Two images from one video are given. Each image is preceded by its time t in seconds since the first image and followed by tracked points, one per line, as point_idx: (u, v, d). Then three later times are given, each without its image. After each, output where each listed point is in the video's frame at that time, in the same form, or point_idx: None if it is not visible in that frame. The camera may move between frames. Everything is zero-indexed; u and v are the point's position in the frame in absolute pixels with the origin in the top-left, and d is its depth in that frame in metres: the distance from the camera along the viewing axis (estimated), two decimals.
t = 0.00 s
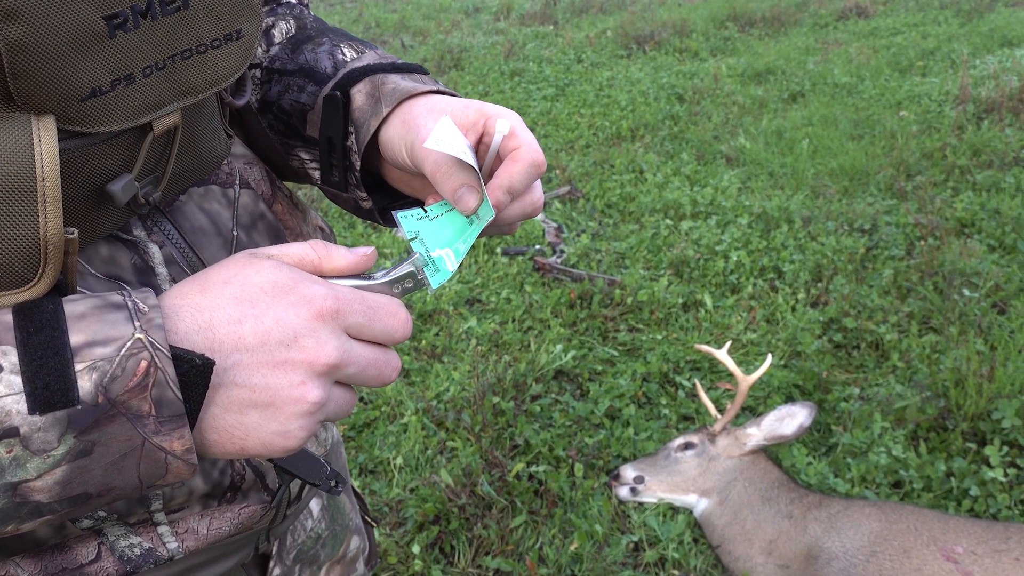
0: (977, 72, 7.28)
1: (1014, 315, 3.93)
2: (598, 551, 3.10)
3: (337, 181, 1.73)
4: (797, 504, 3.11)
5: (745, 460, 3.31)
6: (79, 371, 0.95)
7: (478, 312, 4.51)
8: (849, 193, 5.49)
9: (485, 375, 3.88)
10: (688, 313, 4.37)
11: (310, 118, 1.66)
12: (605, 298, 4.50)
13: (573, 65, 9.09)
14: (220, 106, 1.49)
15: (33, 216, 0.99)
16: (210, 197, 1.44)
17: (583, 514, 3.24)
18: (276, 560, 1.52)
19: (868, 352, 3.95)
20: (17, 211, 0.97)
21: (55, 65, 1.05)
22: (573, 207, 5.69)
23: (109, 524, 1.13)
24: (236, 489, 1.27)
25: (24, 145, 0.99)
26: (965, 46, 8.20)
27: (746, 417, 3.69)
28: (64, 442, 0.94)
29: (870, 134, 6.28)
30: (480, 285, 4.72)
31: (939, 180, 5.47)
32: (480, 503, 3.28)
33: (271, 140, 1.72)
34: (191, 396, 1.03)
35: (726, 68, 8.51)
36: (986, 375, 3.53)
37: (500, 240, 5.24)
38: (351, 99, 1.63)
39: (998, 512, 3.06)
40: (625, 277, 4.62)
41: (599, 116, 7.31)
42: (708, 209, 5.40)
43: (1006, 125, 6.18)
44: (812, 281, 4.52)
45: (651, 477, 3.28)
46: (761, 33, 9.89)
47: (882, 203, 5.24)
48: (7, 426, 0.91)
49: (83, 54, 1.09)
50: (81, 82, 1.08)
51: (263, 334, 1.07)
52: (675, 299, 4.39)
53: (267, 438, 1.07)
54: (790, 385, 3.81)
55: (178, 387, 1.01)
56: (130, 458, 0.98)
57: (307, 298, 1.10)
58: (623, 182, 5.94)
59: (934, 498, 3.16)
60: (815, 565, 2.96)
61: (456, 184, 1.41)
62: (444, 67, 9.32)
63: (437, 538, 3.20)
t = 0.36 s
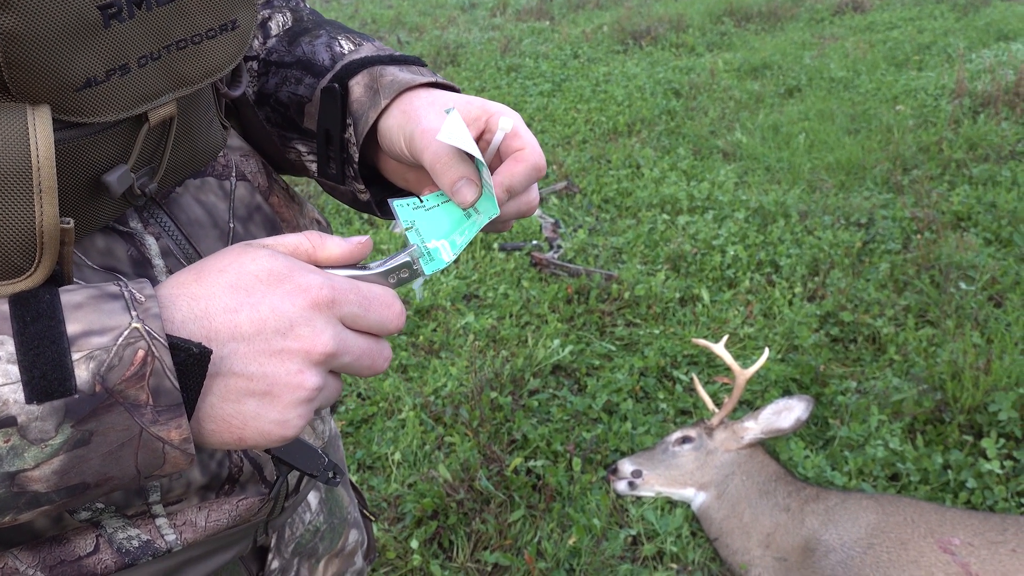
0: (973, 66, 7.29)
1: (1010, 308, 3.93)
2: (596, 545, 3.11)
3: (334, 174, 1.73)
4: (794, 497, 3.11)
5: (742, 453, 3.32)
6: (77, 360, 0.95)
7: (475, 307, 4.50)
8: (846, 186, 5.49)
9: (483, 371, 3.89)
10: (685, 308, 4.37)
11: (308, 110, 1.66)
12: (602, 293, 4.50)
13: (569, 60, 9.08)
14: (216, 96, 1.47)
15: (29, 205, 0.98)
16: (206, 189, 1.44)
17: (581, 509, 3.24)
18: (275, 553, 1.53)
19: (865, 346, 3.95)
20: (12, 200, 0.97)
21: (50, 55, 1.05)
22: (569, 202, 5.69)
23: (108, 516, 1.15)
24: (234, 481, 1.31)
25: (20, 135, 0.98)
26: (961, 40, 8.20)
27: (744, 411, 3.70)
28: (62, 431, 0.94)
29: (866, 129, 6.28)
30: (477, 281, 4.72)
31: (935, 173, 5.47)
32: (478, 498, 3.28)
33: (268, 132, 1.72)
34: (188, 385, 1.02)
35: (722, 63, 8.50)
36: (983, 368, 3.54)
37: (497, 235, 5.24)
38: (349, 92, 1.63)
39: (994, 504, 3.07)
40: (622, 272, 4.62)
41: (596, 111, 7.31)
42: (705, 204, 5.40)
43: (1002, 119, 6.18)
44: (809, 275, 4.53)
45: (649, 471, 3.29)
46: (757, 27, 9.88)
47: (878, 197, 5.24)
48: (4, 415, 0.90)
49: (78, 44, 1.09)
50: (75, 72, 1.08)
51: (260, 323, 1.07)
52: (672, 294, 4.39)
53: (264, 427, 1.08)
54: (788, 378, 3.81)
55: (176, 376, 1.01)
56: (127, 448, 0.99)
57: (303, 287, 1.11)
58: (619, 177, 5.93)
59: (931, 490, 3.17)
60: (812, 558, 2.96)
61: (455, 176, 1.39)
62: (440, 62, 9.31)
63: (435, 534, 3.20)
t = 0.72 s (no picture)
0: (970, 63, 7.29)
1: (1006, 304, 3.94)
2: (593, 542, 3.11)
3: (334, 164, 1.73)
4: (791, 493, 3.11)
5: (739, 449, 3.31)
6: (56, 357, 0.95)
7: (472, 305, 4.51)
8: (843, 183, 5.50)
9: (479, 368, 3.89)
10: (682, 305, 4.37)
11: (308, 101, 1.66)
12: (599, 290, 4.50)
13: (566, 58, 9.08)
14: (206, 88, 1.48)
15: (11, 198, 0.98)
16: (199, 182, 1.43)
17: (578, 505, 3.25)
18: (267, 548, 1.57)
19: (861, 342, 3.96)
20: None
21: (36, 44, 1.07)
22: (566, 200, 5.69)
23: (98, 511, 1.15)
24: (225, 476, 1.29)
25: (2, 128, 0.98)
26: (958, 36, 8.20)
27: (741, 407, 3.70)
28: (40, 429, 0.94)
29: (863, 125, 6.28)
30: (474, 279, 4.72)
31: (932, 169, 5.47)
32: (476, 495, 3.29)
33: (265, 124, 1.71)
34: (171, 382, 1.02)
35: (719, 60, 8.50)
36: (979, 363, 3.55)
37: (494, 233, 5.24)
38: (352, 81, 1.63)
39: (991, 499, 3.08)
40: (619, 269, 4.62)
41: (593, 109, 7.30)
42: (702, 201, 5.40)
43: (998, 115, 6.19)
44: (805, 272, 4.53)
45: (645, 467, 3.30)
46: (754, 24, 9.87)
47: (875, 193, 5.24)
48: None
49: (65, 34, 1.11)
50: (61, 61, 1.10)
51: (244, 322, 1.06)
52: (669, 291, 4.39)
53: (246, 428, 1.07)
54: (784, 374, 3.82)
55: (156, 374, 1.01)
56: (108, 446, 0.99)
57: (290, 287, 1.09)
58: (616, 175, 5.93)
59: (928, 485, 3.17)
60: (808, 553, 2.96)
61: (469, 160, 1.42)
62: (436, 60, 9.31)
63: (433, 531, 3.20)
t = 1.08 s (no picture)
0: (965, 61, 7.30)
1: (1002, 302, 3.94)
2: (590, 542, 3.11)
3: (340, 167, 1.70)
4: (788, 492, 3.12)
5: (736, 449, 3.31)
6: (65, 363, 0.88)
7: (469, 306, 4.51)
8: (838, 182, 5.50)
9: (476, 369, 3.89)
10: (679, 305, 4.37)
11: (312, 105, 1.65)
12: (595, 290, 4.50)
13: (562, 58, 9.09)
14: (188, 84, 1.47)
15: None
16: (183, 181, 1.43)
17: (575, 506, 3.24)
18: (258, 547, 1.58)
19: (857, 341, 3.96)
20: None
21: (13, 38, 1.06)
22: (562, 200, 5.69)
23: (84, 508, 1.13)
24: (212, 473, 1.28)
25: None
26: (953, 35, 8.21)
27: (737, 406, 3.70)
28: (50, 434, 0.88)
29: (858, 124, 6.29)
30: (471, 279, 4.72)
31: (927, 168, 5.48)
32: (472, 496, 3.29)
33: (269, 129, 1.72)
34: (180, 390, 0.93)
35: (715, 60, 8.50)
36: (974, 361, 3.55)
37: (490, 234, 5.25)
38: (354, 86, 1.61)
39: (987, 497, 3.08)
40: (615, 269, 4.63)
41: (589, 109, 7.32)
42: (697, 201, 5.40)
43: (994, 113, 6.19)
44: (801, 271, 4.54)
45: (642, 467, 3.30)
46: (750, 24, 9.88)
47: (871, 192, 5.25)
48: None
49: (42, 29, 1.10)
50: (40, 55, 1.09)
51: (245, 335, 0.92)
52: (665, 291, 4.40)
53: (269, 428, 0.97)
54: (781, 374, 3.82)
55: (167, 382, 0.92)
56: (120, 449, 0.93)
57: (291, 292, 0.91)
58: (612, 175, 5.93)
59: (924, 483, 3.17)
60: (804, 552, 2.97)
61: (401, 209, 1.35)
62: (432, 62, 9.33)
63: (429, 532, 3.20)
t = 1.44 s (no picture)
0: (961, 60, 7.31)
1: (999, 300, 3.95)
2: (588, 541, 3.11)
3: (294, 204, 1.65)
4: (786, 490, 3.13)
5: (734, 448, 3.32)
6: (86, 360, 0.91)
7: (467, 306, 4.51)
8: (835, 181, 5.51)
9: (474, 369, 3.89)
10: (676, 304, 4.37)
11: (277, 139, 1.62)
12: (593, 290, 4.50)
13: (559, 58, 9.09)
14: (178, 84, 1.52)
15: None
16: (174, 176, 1.45)
17: (574, 505, 3.25)
18: (252, 541, 1.61)
19: (855, 339, 3.96)
20: None
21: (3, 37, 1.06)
22: (560, 200, 5.69)
23: (78, 500, 1.13)
24: (205, 465, 1.27)
25: None
26: (949, 34, 8.22)
27: (735, 405, 3.70)
28: (72, 424, 0.90)
29: (855, 123, 6.30)
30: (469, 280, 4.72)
31: (924, 167, 5.49)
32: (471, 496, 3.29)
33: (235, 150, 1.66)
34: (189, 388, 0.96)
35: (712, 59, 8.51)
36: (972, 359, 3.56)
37: (488, 234, 5.25)
38: (320, 132, 1.60)
39: (985, 495, 3.08)
40: (613, 268, 4.63)
41: (586, 109, 7.32)
42: (695, 200, 5.41)
43: (990, 111, 6.20)
44: (799, 270, 4.54)
45: (640, 466, 3.31)
46: (746, 24, 9.89)
47: (868, 191, 5.25)
48: (15, 413, 0.87)
49: (33, 29, 1.11)
50: (30, 54, 1.10)
51: (232, 374, 0.97)
52: (663, 290, 4.40)
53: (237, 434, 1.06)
54: (779, 372, 3.82)
55: (182, 380, 0.95)
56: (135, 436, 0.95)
57: (282, 350, 0.96)
58: (609, 174, 5.93)
59: (922, 481, 3.18)
60: (803, 550, 2.97)
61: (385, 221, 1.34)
62: (429, 63, 9.35)
63: (428, 532, 3.19)
